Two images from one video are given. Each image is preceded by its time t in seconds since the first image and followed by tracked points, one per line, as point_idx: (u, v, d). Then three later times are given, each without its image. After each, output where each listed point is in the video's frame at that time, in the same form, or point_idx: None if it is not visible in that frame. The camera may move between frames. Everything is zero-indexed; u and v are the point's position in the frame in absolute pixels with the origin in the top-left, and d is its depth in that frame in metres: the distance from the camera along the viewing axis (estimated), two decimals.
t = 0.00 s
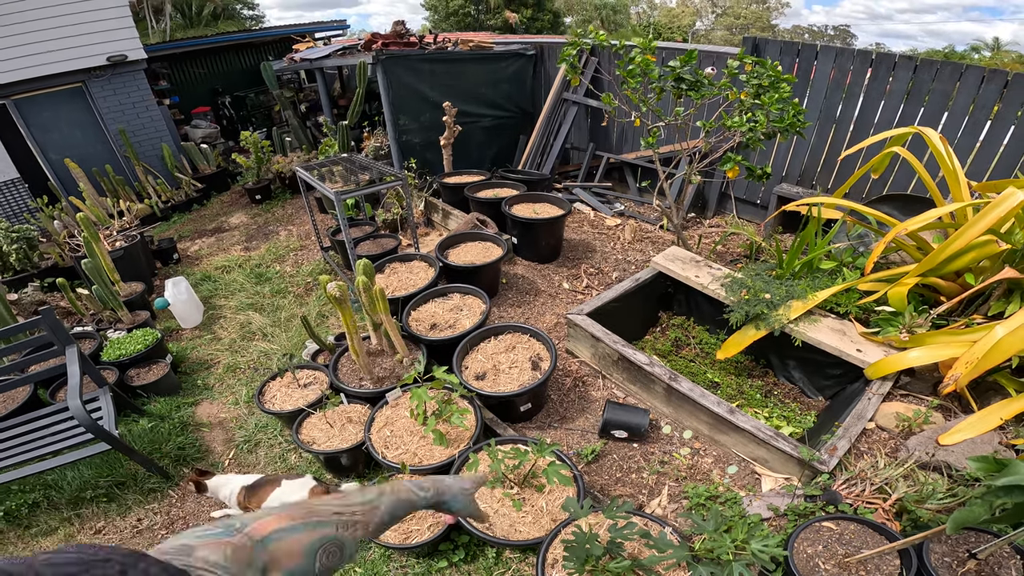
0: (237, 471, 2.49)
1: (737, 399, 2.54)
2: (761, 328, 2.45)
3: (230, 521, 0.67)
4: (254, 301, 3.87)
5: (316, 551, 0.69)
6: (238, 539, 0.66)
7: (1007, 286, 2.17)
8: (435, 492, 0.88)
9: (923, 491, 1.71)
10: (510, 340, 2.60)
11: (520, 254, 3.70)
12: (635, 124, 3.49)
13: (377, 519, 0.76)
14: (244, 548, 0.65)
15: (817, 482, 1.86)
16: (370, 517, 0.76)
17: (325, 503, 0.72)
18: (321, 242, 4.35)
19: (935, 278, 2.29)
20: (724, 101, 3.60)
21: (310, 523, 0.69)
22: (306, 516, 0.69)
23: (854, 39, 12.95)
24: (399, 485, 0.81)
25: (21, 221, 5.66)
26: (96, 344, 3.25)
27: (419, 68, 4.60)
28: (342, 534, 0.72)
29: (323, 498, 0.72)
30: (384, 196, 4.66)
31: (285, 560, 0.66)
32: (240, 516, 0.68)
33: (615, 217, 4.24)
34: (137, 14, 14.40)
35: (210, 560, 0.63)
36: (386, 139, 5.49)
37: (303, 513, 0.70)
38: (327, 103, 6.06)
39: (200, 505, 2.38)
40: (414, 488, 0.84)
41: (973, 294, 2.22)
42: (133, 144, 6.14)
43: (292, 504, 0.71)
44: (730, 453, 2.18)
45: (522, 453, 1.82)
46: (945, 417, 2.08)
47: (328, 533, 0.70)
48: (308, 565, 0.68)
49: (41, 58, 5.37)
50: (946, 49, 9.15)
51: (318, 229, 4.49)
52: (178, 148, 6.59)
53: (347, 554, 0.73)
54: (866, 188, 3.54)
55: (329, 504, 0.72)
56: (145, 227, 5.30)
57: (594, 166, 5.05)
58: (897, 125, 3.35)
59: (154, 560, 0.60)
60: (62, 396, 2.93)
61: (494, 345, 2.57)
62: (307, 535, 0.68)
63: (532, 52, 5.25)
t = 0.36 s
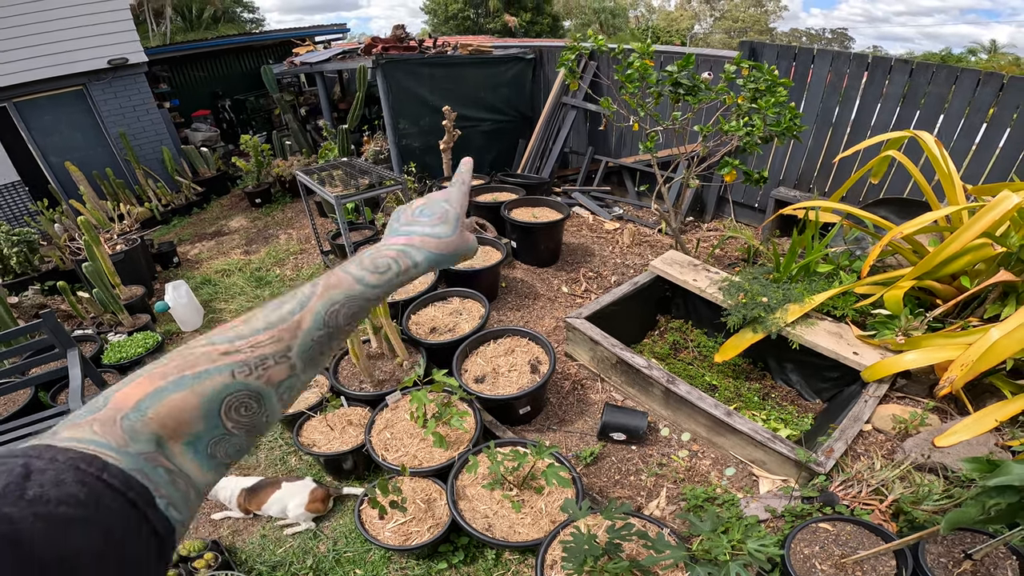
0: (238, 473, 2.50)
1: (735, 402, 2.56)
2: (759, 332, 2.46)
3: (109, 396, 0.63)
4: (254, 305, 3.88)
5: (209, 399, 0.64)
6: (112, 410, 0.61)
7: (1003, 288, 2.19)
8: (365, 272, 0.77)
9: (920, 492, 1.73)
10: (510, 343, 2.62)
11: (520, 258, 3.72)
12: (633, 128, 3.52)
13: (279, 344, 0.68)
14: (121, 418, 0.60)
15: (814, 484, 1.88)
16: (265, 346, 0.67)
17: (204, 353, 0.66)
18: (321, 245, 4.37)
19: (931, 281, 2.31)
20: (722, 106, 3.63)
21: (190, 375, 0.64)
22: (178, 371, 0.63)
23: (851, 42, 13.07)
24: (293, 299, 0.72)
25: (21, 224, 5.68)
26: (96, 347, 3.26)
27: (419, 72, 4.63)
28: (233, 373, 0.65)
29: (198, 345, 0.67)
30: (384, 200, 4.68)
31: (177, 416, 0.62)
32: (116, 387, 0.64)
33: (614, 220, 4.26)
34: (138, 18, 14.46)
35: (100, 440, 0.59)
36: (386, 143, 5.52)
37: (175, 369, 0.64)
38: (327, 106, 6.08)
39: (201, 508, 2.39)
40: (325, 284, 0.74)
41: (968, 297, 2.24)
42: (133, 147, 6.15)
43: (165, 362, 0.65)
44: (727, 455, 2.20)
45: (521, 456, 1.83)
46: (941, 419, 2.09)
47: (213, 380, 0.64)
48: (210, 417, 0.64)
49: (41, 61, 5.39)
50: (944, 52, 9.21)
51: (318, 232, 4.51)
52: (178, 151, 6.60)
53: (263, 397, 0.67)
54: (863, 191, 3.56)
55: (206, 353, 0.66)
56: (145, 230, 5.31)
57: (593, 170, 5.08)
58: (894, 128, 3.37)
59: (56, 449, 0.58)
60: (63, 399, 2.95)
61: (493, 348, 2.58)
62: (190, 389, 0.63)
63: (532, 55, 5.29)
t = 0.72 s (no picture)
0: (235, 476, 2.50)
1: (732, 405, 2.56)
2: (755, 335, 2.46)
3: None
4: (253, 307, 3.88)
5: (71, 450, 0.57)
6: None
7: (999, 291, 2.19)
8: (250, 284, 0.63)
9: (916, 496, 1.73)
10: (506, 346, 2.62)
11: (517, 261, 3.72)
12: (631, 131, 3.52)
13: (137, 393, 0.59)
14: None
15: (810, 487, 1.88)
16: (120, 396, 0.58)
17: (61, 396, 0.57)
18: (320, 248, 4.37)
19: (928, 284, 2.31)
20: (719, 109, 3.65)
21: (41, 427, 0.56)
22: (21, 426, 0.55)
23: (850, 45, 13.12)
24: (148, 334, 0.60)
25: (21, 226, 5.67)
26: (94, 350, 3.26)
27: (417, 75, 4.65)
28: (87, 426, 0.57)
29: (47, 387, 0.58)
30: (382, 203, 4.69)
31: (44, 465, 0.56)
32: None
33: (612, 224, 4.27)
34: (137, 19, 14.50)
35: None
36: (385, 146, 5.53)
37: (21, 422, 0.56)
38: (327, 109, 6.09)
39: (197, 509, 2.38)
40: (191, 310, 0.61)
41: (965, 300, 2.24)
42: (133, 149, 6.16)
43: (16, 408, 0.57)
44: (723, 458, 2.20)
45: (516, 459, 1.83)
46: (938, 422, 2.09)
47: (69, 433, 0.57)
48: (83, 464, 0.58)
49: (42, 63, 5.41)
50: (943, 53, 9.21)
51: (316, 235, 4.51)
52: (178, 153, 6.61)
53: (141, 444, 0.61)
54: (860, 194, 3.56)
55: (50, 404, 0.57)
56: (144, 233, 5.32)
57: (591, 173, 5.09)
58: (891, 131, 3.38)
59: None
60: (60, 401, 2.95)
61: (490, 351, 2.58)
62: (44, 440, 0.56)
63: (530, 58, 5.30)
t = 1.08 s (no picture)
0: (235, 479, 2.50)
1: (732, 408, 2.56)
2: (755, 338, 2.47)
3: None
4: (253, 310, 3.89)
5: (80, 453, 0.56)
6: None
7: (999, 294, 2.19)
8: (260, 289, 0.61)
9: (915, 498, 1.73)
10: (506, 350, 2.62)
11: (517, 264, 3.73)
12: (631, 134, 3.53)
13: (147, 395, 0.59)
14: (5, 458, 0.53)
15: (810, 490, 1.88)
16: (130, 399, 0.58)
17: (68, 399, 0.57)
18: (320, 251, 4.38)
19: (928, 288, 2.31)
20: (719, 112, 3.66)
21: (51, 427, 0.56)
22: (33, 426, 0.55)
23: (849, 47, 13.15)
24: (156, 338, 0.60)
25: (21, 229, 5.70)
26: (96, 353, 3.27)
27: (418, 78, 4.66)
28: (97, 428, 0.57)
29: (57, 388, 0.58)
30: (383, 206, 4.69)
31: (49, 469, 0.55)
32: None
33: (612, 227, 4.27)
34: (138, 22, 14.52)
35: None
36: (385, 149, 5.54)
37: (30, 424, 0.55)
38: (327, 112, 6.10)
39: (198, 512, 2.38)
40: (203, 314, 0.61)
41: (965, 303, 2.24)
42: (134, 152, 6.17)
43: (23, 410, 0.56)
44: (724, 461, 2.20)
45: (516, 463, 1.83)
46: (938, 425, 2.09)
47: (79, 434, 0.56)
48: (92, 467, 0.58)
49: (44, 65, 5.44)
50: (942, 55, 9.22)
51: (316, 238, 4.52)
52: (179, 156, 6.62)
53: (150, 446, 0.61)
54: (860, 197, 3.57)
55: (61, 405, 0.56)
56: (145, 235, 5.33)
57: (591, 176, 5.10)
58: (890, 133, 3.39)
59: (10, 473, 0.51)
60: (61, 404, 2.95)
61: (490, 355, 2.59)
62: (52, 442, 0.55)
63: (530, 61, 5.32)
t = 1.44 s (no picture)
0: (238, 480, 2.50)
1: (736, 409, 2.56)
2: (760, 339, 2.47)
3: (224, 299, 0.65)
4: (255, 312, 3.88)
5: (319, 313, 0.70)
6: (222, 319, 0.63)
7: (1002, 295, 2.20)
8: (435, 238, 0.94)
9: (922, 498, 1.72)
10: (510, 351, 2.62)
11: (520, 266, 3.73)
12: (633, 135, 3.53)
13: (381, 275, 0.80)
14: (232, 328, 0.62)
15: (816, 490, 1.88)
16: (371, 273, 0.79)
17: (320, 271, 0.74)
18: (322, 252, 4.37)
19: (931, 289, 2.31)
20: (721, 113, 3.67)
21: (307, 287, 0.70)
22: (301, 281, 0.70)
23: (849, 48, 13.13)
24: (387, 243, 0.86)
25: (22, 230, 5.67)
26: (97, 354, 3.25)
27: (419, 79, 4.67)
28: (345, 290, 0.74)
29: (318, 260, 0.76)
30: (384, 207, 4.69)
31: (284, 328, 0.66)
32: (232, 291, 0.66)
33: (614, 228, 4.27)
34: (137, 23, 14.47)
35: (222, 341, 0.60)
36: (386, 150, 5.55)
37: (299, 278, 0.70)
38: (328, 113, 6.10)
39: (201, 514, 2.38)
40: (408, 240, 0.89)
41: (968, 304, 2.25)
42: (134, 153, 6.17)
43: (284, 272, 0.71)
44: (729, 462, 2.20)
45: (522, 464, 1.83)
46: (943, 425, 2.09)
47: (329, 296, 0.72)
48: (317, 331, 0.70)
49: (45, 66, 5.44)
50: (941, 57, 9.22)
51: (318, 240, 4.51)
52: (179, 157, 6.62)
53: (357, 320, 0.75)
54: (862, 198, 3.58)
55: (325, 268, 0.75)
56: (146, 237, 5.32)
57: (593, 177, 5.10)
58: (892, 134, 3.39)
59: (143, 381, 0.52)
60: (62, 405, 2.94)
61: (494, 356, 2.59)
62: (310, 297, 0.70)
63: (531, 63, 5.33)
